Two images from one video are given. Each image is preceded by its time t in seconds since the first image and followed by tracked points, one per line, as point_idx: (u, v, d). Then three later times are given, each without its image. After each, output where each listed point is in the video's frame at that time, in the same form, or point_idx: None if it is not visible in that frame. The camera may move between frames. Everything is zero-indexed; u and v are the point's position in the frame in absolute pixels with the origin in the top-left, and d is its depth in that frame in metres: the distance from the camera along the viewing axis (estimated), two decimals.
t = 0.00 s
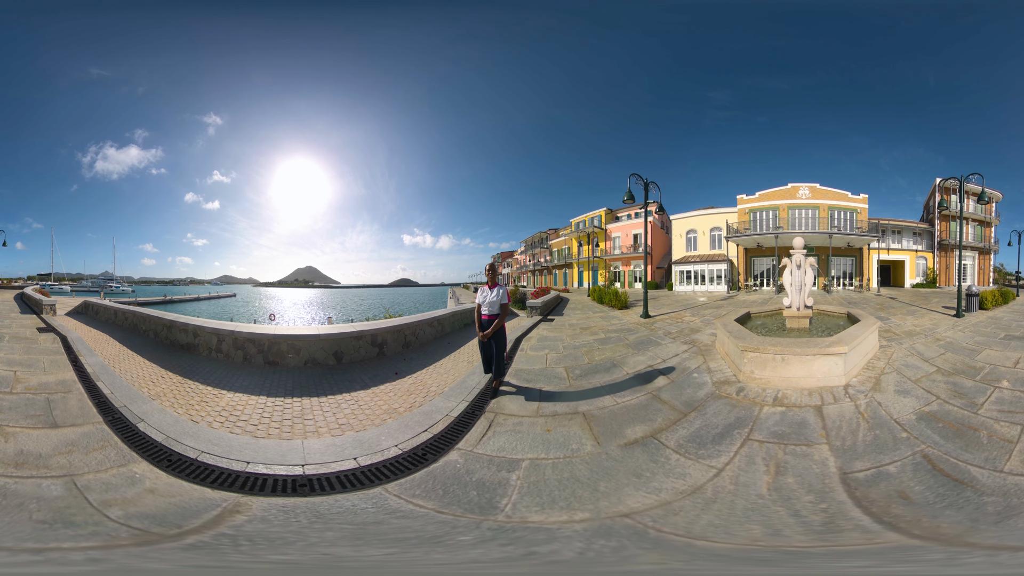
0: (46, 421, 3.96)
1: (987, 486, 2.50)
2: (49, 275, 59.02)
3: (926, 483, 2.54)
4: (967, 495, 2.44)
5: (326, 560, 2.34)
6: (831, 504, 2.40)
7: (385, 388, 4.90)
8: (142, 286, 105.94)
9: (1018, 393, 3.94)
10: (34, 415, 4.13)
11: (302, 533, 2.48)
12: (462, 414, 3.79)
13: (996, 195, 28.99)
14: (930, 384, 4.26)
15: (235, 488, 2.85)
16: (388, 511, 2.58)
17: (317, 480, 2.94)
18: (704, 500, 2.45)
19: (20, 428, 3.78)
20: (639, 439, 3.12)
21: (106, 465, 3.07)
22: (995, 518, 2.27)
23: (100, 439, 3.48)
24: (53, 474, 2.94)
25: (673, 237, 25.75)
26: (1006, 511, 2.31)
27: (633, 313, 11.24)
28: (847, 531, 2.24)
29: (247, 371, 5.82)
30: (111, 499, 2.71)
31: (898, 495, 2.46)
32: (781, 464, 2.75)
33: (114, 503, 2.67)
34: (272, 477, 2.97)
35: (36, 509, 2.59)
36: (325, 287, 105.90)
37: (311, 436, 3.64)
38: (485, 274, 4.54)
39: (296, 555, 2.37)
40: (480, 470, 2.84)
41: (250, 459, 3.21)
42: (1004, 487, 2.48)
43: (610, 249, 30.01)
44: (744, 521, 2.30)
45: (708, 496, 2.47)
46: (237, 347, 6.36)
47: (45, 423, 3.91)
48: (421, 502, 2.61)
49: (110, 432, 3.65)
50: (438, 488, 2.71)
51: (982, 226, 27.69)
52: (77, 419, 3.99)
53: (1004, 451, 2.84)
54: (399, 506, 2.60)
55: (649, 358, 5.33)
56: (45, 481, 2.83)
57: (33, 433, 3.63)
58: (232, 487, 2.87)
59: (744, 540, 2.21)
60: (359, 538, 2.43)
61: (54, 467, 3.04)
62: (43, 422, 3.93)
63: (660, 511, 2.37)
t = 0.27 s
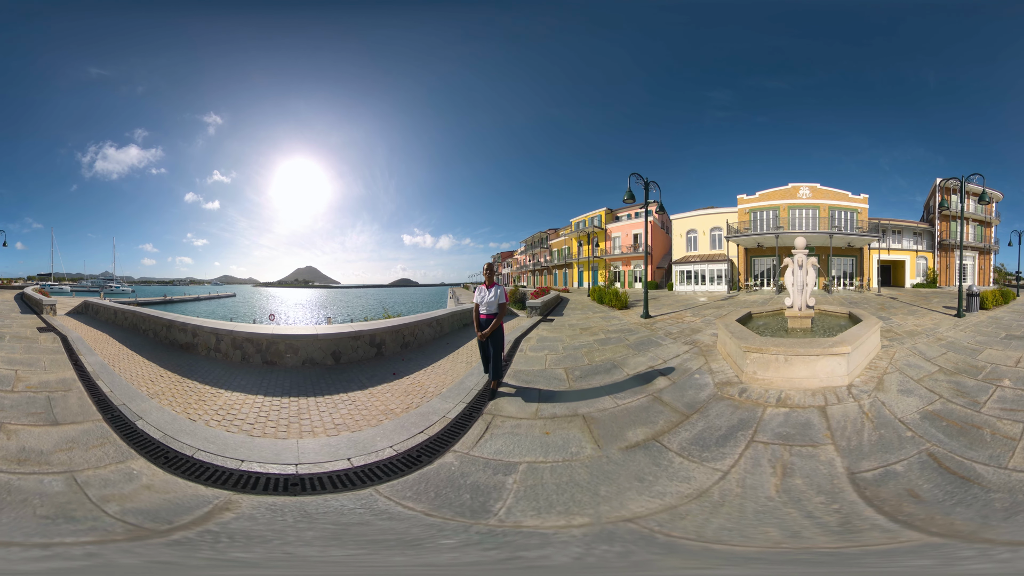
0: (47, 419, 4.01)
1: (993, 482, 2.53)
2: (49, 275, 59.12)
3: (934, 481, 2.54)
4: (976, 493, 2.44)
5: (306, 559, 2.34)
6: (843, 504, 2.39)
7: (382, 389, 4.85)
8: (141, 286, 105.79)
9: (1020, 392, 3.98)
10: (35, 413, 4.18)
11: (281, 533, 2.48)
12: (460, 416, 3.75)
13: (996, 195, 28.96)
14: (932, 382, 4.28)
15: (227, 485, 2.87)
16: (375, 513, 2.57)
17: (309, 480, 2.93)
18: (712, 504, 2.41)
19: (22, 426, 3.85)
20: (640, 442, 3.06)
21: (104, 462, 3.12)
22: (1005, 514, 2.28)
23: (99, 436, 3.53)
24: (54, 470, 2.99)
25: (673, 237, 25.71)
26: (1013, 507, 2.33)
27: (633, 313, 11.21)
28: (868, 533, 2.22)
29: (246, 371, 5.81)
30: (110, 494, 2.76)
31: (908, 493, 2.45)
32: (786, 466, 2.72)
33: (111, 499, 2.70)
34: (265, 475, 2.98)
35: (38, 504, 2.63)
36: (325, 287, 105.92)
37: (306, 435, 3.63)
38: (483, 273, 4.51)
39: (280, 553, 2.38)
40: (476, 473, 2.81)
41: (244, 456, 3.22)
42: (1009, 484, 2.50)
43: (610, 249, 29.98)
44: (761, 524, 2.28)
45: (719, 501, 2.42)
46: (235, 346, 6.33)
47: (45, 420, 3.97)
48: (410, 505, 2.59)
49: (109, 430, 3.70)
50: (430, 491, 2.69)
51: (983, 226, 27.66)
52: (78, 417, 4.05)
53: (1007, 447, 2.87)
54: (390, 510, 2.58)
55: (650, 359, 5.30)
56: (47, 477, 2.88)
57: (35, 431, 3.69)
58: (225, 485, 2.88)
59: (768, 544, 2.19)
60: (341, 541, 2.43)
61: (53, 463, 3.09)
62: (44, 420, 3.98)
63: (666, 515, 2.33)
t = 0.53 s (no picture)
0: (48, 416, 4.05)
1: (1000, 479, 2.55)
2: (50, 275, 59.16)
3: (942, 479, 2.56)
4: (988, 493, 2.44)
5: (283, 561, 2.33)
6: (855, 504, 2.39)
7: (380, 389, 4.81)
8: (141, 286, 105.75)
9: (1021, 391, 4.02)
10: (36, 411, 4.21)
11: (261, 532, 2.49)
12: (456, 418, 3.71)
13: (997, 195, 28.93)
14: (935, 382, 4.31)
15: (220, 483, 2.89)
16: (360, 514, 2.57)
17: (301, 479, 2.93)
18: (721, 507, 2.38)
19: (23, 424, 3.88)
20: (642, 445, 3.01)
21: (103, 458, 3.18)
22: (1013, 510, 2.31)
23: (98, 433, 3.59)
24: (55, 466, 3.05)
25: (673, 237, 25.67)
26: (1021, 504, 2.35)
27: (633, 313, 11.18)
28: (889, 532, 2.20)
29: (244, 370, 5.81)
30: (108, 490, 2.80)
31: (917, 490, 2.46)
32: (796, 467, 2.69)
33: (109, 494, 2.74)
34: (258, 473, 2.99)
35: (40, 499, 2.68)
36: (325, 287, 105.89)
37: (301, 434, 3.63)
38: (482, 274, 4.48)
39: (260, 553, 2.37)
40: (469, 476, 2.78)
41: (239, 454, 3.25)
42: (1015, 480, 2.53)
43: (610, 249, 29.95)
44: (782, 526, 2.26)
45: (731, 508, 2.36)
46: (233, 346, 6.31)
47: (46, 418, 4.02)
48: (398, 506, 2.58)
49: (108, 428, 3.75)
50: (421, 493, 2.68)
51: (983, 226, 27.65)
52: (78, 414, 4.10)
53: (1011, 445, 2.91)
54: (380, 512, 2.56)
55: (650, 359, 5.27)
56: (49, 473, 2.94)
57: (36, 428, 3.74)
58: (218, 482, 2.90)
59: (796, 547, 2.17)
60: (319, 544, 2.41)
61: (54, 459, 3.15)
62: (45, 417, 4.02)
63: (672, 520, 2.29)
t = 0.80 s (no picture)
0: (49, 414, 4.07)
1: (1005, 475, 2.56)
2: (50, 274, 59.14)
3: (949, 477, 2.57)
4: (996, 490, 2.45)
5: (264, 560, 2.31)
6: (868, 504, 2.37)
7: (377, 390, 4.78)
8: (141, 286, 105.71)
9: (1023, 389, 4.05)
10: (38, 409, 4.23)
11: (242, 530, 2.48)
12: (453, 419, 3.67)
13: (997, 194, 28.89)
14: (938, 381, 4.32)
15: (214, 480, 2.91)
16: (346, 514, 2.56)
17: (294, 478, 2.93)
18: (731, 510, 2.35)
19: (25, 421, 3.90)
20: (643, 448, 2.97)
21: (102, 455, 3.22)
22: (1022, 506, 2.32)
23: (98, 431, 3.63)
24: (56, 462, 3.09)
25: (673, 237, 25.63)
26: None
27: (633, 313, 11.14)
28: (909, 530, 2.18)
29: (242, 370, 5.79)
30: (106, 485, 2.83)
31: (925, 487, 2.47)
32: (802, 468, 2.67)
33: (108, 490, 2.77)
34: (252, 471, 3.00)
35: (41, 494, 2.72)
36: (325, 287, 105.84)
37: (297, 434, 3.63)
38: (480, 274, 4.45)
39: (241, 551, 2.35)
40: (462, 479, 2.75)
41: (234, 452, 3.26)
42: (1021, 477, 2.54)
43: (610, 249, 29.92)
44: (804, 528, 2.23)
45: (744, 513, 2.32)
46: (231, 345, 6.28)
47: (48, 415, 4.04)
48: (386, 508, 2.57)
49: (108, 425, 3.79)
50: (412, 495, 2.66)
51: (983, 226, 27.62)
52: (78, 412, 4.13)
53: (1014, 442, 2.94)
54: (369, 514, 2.54)
55: (651, 360, 5.23)
56: (51, 469, 2.97)
57: (37, 425, 3.77)
58: (212, 479, 2.92)
59: (829, 547, 2.13)
60: (297, 548, 2.37)
61: (55, 456, 3.19)
62: (46, 415, 4.04)
63: (681, 525, 2.26)
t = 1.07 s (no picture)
0: (50, 411, 4.07)
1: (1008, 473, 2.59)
2: (49, 274, 59.10)
3: (956, 474, 2.58)
4: (1003, 487, 2.46)
5: (243, 557, 2.30)
6: (879, 503, 2.36)
7: (374, 390, 4.74)
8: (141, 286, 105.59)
9: None
10: (38, 407, 4.22)
11: (227, 527, 2.47)
12: (450, 421, 3.63)
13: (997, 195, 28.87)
14: (940, 380, 4.31)
15: (208, 477, 2.92)
16: (332, 514, 2.55)
17: (286, 477, 2.93)
18: (742, 514, 2.31)
19: (26, 418, 3.90)
20: (645, 452, 2.92)
21: (101, 451, 3.23)
22: None
23: (98, 428, 3.64)
24: (56, 458, 3.09)
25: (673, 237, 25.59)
26: None
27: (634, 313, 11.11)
28: (927, 528, 2.18)
29: (240, 369, 5.76)
30: (105, 481, 2.83)
31: (934, 485, 2.48)
32: (810, 470, 2.65)
33: (106, 485, 2.77)
34: (246, 469, 3.01)
35: (42, 488, 2.72)
36: (325, 287, 105.79)
37: (292, 433, 3.62)
38: (479, 275, 4.42)
39: (215, 549, 2.34)
40: (456, 481, 2.73)
41: (229, 450, 3.27)
42: None
43: (610, 249, 29.87)
44: (825, 529, 2.22)
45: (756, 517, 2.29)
46: (230, 345, 6.25)
47: (48, 413, 4.03)
48: (373, 509, 2.55)
49: (107, 422, 3.81)
50: (401, 496, 2.64)
51: (983, 227, 27.62)
52: (78, 409, 4.13)
53: (1017, 440, 2.98)
54: (355, 515, 2.53)
55: (651, 361, 5.19)
56: (52, 464, 2.97)
57: (39, 423, 3.77)
58: (206, 476, 2.92)
59: (860, 547, 2.12)
60: (278, 547, 2.37)
61: (56, 452, 3.18)
62: (47, 412, 4.04)
63: (692, 530, 2.23)
